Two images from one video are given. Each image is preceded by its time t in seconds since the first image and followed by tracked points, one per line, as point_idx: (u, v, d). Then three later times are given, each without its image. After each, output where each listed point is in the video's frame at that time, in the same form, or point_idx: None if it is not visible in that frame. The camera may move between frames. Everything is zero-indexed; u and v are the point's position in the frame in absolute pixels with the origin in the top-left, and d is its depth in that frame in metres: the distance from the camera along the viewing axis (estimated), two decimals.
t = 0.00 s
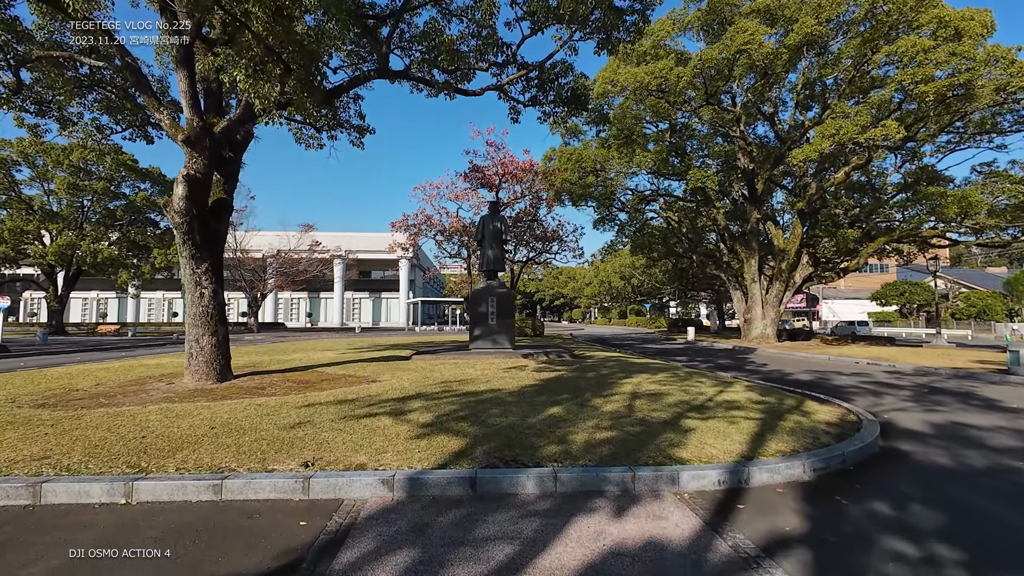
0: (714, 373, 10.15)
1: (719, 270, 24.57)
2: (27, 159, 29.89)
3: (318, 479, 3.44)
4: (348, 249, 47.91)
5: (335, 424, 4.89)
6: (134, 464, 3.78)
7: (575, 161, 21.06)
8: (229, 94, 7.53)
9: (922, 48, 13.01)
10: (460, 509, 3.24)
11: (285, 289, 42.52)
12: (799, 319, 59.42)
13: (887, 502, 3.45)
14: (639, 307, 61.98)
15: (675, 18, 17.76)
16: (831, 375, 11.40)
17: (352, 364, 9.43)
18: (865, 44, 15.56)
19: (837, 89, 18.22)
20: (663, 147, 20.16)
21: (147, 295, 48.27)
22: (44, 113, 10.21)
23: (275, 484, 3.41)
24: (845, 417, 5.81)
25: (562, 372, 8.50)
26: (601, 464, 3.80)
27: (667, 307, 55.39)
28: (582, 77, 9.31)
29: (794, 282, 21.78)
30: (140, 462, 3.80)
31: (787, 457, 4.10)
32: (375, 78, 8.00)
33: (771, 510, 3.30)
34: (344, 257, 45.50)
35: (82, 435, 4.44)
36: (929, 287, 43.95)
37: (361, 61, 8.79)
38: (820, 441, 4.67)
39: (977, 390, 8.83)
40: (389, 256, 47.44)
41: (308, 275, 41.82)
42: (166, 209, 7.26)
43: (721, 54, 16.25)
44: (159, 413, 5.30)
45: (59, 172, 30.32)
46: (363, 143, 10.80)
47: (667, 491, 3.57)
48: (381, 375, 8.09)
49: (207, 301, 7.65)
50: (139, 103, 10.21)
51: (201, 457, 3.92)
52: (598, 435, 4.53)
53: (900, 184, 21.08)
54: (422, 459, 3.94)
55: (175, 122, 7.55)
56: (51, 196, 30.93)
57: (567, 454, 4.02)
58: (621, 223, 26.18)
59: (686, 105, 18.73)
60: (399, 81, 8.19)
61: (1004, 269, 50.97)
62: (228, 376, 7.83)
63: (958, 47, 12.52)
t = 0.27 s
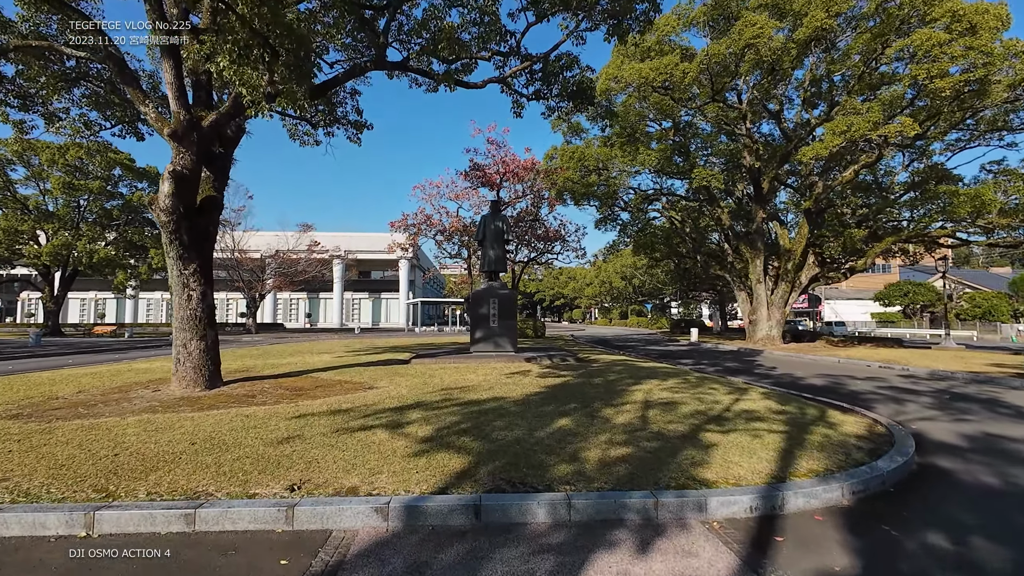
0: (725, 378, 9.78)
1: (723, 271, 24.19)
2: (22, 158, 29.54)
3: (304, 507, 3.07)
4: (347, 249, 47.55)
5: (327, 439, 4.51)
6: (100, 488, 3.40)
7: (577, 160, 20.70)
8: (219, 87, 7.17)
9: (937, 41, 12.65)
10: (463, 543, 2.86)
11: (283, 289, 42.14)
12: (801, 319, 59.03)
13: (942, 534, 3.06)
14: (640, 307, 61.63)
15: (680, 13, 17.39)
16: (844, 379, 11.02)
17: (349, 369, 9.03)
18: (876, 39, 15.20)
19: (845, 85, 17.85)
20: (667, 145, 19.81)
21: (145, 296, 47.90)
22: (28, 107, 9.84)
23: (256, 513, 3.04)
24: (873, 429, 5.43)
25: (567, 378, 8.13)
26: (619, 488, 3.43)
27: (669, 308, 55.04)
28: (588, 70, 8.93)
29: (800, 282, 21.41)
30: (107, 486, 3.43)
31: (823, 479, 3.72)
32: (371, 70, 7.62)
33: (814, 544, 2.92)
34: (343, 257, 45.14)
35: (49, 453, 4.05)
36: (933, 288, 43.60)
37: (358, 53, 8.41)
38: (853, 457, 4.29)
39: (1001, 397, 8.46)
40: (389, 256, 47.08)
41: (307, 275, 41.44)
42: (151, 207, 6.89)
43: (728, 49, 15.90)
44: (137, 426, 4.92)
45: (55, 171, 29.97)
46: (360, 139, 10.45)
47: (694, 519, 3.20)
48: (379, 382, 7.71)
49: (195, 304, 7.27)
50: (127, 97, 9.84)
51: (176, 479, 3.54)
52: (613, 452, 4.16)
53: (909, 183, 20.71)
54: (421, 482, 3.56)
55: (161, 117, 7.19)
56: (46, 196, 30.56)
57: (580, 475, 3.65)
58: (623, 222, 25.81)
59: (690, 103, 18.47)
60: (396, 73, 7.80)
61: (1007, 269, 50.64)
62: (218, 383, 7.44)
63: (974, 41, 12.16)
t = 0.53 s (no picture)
0: (738, 378, 9.39)
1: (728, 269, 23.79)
2: (18, 155, 29.16)
3: (287, 527, 2.68)
4: (347, 248, 47.17)
5: (319, 446, 4.11)
6: (60, 503, 3.02)
7: (581, 156, 20.31)
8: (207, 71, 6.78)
9: (955, 30, 12.25)
10: (472, 571, 2.48)
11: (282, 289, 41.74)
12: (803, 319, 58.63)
13: (1019, 558, 2.67)
14: (642, 307, 61.23)
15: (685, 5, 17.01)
16: (860, 379, 10.63)
17: (346, 369, 8.64)
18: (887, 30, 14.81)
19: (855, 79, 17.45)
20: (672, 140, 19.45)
21: (143, 295, 47.49)
22: (12, 96, 9.45)
23: (232, 534, 2.66)
24: (908, 434, 5.04)
25: (575, 379, 7.74)
26: (645, 504, 3.04)
27: (671, 307, 54.64)
28: (596, 56, 8.54)
29: (808, 281, 21.02)
30: (68, 501, 3.05)
31: (871, 492, 3.33)
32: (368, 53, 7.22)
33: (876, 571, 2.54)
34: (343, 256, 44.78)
35: (9, 462, 3.66)
36: (938, 287, 43.21)
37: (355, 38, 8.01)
38: (897, 466, 3.90)
39: None
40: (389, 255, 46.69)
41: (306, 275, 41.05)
42: (135, 197, 6.53)
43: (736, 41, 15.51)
44: (112, 431, 4.52)
45: (51, 169, 29.59)
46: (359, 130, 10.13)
47: (732, 540, 2.82)
48: (378, 383, 7.31)
49: (182, 300, 6.90)
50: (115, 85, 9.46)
51: (146, 494, 3.15)
52: (633, 461, 3.77)
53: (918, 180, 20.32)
54: (421, 496, 3.17)
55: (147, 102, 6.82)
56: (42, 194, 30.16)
57: (600, 488, 3.26)
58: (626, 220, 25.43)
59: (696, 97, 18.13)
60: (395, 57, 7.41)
61: (1012, 268, 50.25)
62: (207, 384, 7.06)
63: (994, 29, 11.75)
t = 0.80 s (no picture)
0: (752, 383, 9.03)
1: (734, 269, 23.42)
2: (13, 153, 28.77)
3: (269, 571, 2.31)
4: (346, 247, 46.80)
5: (311, 465, 3.73)
6: (12, 538, 2.64)
7: (584, 154, 19.94)
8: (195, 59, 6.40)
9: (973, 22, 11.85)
10: None
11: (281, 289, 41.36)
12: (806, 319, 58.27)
13: None
14: (643, 306, 60.87)
15: None
16: (876, 383, 10.26)
17: (344, 374, 8.26)
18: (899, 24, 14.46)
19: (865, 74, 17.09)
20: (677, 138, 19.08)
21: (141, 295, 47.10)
22: None
23: None
24: (949, 447, 4.67)
25: (584, 385, 7.37)
26: (680, 538, 2.67)
27: (672, 307, 54.29)
28: (605, 47, 8.15)
29: (815, 281, 20.65)
30: (22, 535, 2.67)
31: (931, 522, 2.96)
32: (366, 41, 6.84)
33: None
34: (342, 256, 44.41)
35: None
36: (942, 287, 42.85)
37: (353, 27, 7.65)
38: (949, 488, 3.53)
39: None
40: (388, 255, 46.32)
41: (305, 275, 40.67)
42: (119, 193, 6.16)
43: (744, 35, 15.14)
44: (86, 446, 4.14)
45: (46, 167, 29.19)
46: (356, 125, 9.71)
47: None
48: (377, 389, 6.93)
49: (170, 302, 6.52)
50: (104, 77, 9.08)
51: (111, 526, 2.78)
52: (659, 482, 3.41)
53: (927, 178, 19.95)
54: (425, 527, 2.80)
55: (132, 93, 6.46)
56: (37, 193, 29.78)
57: (627, 517, 2.89)
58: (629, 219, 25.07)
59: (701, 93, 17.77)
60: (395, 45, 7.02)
61: (1017, 268, 49.89)
62: (197, 391, 6.69)
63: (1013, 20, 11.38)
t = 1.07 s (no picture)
0: (766, 384, 8.66)
1: (739, 268, 23.04)
2: (8, 151, 28.41)
3: None
4: (345, 247, 46.43)
5: (297, 478, 3.35)
6: None
7: (586, 150, 19.57)
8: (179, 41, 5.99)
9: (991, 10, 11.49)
10: None
11: (280, 288, 40.98)
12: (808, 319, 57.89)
13: None
14: (645, 306, 60.51)
15: None
16: (893, 384, 9.89)
17: (341, 375, 7.88)
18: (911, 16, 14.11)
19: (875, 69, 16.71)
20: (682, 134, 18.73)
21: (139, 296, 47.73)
22: None
23: None
24: (993, 456, 4.30)
25: (591, 387, 7.00)
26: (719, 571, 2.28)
27: (674, 307, 53.94)
28: (613, 32, 7.78)
29: (822, 280, 20.27)
30: None
31: (1004, 548, 2.58)
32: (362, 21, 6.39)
33: None
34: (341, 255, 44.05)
35: None
36: (946, 287, 42.52)
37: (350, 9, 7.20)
38: (1010, 504, 3.16)
39: None
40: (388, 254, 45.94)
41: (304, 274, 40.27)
42: (98, 182, 5.79)
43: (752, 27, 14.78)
44: (51, 456, 3.76)
45: (41, 165, 28.82)
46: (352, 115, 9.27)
47: None
48: (374, 392, 6.54)
49: (154, 300, 6.15)
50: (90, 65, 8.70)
51: (60, 554, 2.40)
52: (687, 498, 3.03)
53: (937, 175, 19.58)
54: (423, 554, 2.43)
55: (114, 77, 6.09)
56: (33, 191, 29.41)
57: (657, 542, 2.52)
58: (632, 217, 24.71)
59: (707, 87, 17.41)
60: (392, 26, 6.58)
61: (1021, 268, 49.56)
62: (182, 393, 6.32)
63: None
